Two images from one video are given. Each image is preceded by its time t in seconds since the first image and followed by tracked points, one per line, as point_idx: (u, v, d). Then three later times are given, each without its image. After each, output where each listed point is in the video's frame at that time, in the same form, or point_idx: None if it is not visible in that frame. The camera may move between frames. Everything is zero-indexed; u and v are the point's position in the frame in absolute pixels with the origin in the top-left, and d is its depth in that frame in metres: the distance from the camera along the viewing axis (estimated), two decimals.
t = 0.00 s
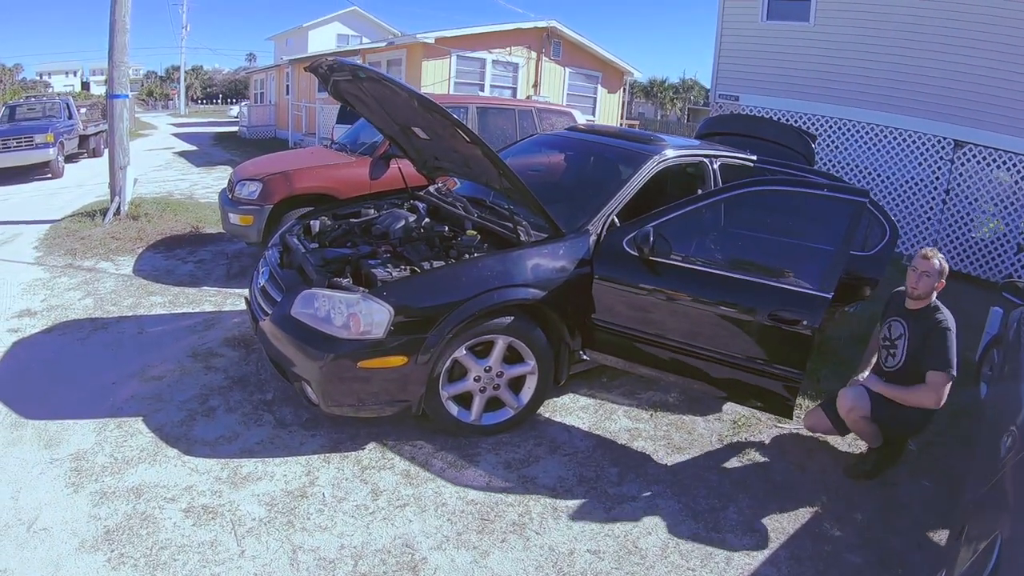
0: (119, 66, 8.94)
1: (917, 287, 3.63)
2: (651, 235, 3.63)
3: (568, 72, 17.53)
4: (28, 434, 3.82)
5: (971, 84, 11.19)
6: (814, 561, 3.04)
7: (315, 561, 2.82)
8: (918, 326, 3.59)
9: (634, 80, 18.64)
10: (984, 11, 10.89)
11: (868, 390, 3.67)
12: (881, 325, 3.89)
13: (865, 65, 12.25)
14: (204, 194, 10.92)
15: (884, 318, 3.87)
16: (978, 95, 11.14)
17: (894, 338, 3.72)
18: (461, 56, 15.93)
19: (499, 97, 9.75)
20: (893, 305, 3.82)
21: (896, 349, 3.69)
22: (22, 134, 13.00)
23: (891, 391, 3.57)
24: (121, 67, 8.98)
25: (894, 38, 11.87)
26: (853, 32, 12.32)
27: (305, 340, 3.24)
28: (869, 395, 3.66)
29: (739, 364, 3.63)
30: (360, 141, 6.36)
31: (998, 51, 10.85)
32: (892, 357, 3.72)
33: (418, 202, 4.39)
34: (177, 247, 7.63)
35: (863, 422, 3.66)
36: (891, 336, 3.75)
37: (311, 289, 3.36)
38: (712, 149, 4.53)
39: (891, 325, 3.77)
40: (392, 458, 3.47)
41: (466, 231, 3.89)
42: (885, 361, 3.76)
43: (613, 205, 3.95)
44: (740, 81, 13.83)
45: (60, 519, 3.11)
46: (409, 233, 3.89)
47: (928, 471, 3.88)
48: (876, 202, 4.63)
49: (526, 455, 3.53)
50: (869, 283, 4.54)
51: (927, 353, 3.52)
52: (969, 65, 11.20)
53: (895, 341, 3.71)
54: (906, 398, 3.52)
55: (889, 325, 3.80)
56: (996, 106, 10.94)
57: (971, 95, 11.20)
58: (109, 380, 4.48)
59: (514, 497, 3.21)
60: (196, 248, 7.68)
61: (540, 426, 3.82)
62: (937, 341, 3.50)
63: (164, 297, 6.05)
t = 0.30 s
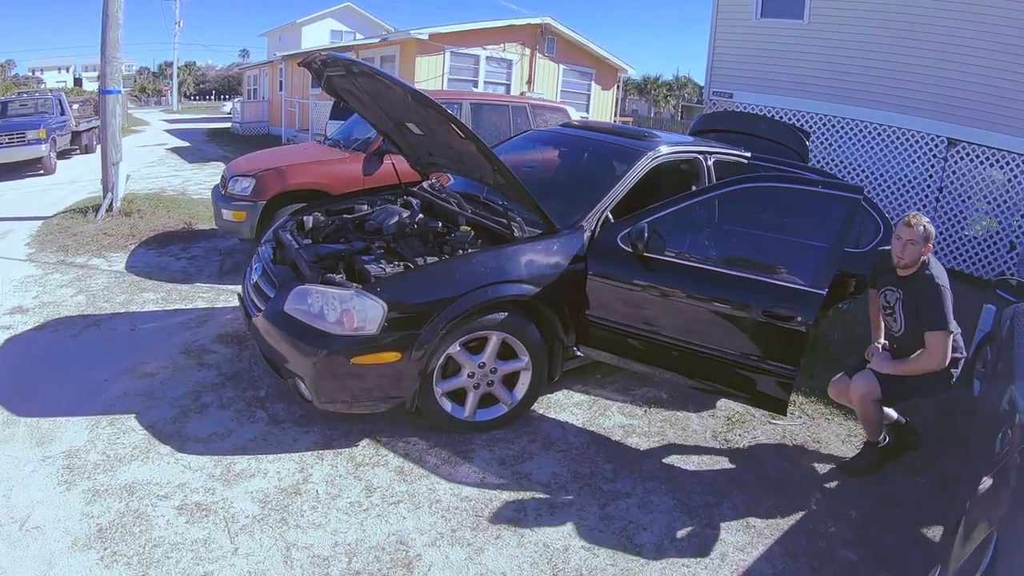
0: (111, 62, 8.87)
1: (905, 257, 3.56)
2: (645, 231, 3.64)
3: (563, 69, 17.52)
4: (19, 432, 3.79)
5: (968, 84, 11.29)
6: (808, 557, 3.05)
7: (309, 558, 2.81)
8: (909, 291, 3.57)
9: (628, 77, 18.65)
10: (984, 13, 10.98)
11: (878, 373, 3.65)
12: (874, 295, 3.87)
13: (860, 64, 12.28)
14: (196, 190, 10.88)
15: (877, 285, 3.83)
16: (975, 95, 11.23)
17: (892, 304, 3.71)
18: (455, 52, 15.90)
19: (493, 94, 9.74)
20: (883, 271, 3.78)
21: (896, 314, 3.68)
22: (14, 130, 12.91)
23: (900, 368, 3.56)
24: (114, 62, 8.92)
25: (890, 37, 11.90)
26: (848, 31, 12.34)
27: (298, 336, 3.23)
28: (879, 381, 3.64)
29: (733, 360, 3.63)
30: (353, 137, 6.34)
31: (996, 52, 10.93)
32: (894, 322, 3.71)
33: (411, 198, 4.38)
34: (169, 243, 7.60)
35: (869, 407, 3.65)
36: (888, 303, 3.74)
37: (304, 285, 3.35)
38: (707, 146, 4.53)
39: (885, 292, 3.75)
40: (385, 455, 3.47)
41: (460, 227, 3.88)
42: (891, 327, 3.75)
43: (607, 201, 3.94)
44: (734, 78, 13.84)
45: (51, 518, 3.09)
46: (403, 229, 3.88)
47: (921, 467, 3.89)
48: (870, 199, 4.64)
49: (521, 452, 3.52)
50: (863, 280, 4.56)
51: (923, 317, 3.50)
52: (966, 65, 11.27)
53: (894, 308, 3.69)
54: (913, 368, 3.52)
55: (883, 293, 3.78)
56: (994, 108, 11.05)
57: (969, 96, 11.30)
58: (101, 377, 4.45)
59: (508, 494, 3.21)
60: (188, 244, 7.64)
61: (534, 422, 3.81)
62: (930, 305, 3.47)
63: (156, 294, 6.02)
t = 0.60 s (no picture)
0: (104, 58, 8.83)
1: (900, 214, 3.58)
2: (639, 234, 3.66)
3: (556, 69, 17.54)
4: (12, 431, 3.79)
5: (959, 89, 11.39)
6: (799, 557, 3.09)
7: (304, 558, 2.83)
8: (907, 254, 3.60)
9: (621, 78, 18.69)
10: (975, 18, 11.08)
11: (884, 366, 3.64)
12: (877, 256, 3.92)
13: (852, 67, 12.36)
14: (188, 188, 10.84)
15: (882, 246, 3.87)
16: (966, 100, 11.34)
17: (895, 265, 3.74)
18: (449, 51, 15.89)
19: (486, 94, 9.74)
20: (888, 232, 3.81)
21: (899, 276, 3.72)
22: (4, 126, 12.83)
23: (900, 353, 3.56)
24: (107, 59, 8.87)
25: (882, 41, 11.99)
26: (840, 34, 12.42)
27: (294, 336, 3.24)
28: (888, 375, 3.63)
29: (725, 362, 3.66)
30: (347, 136, 6.33)
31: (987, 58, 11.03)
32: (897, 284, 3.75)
33: (406, 198, 4.39)
34: (161, 241, 7.57)
35: (876, 405, 3.64)
36: (891, 263, 3.78)
37: (299, 285, 3.35)
38: (700, 148, 4.56)
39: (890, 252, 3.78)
40: (380, 455, 3.48)
41: (454, 228, 3.89)
42: (894, 288, 3.80)
43: (601, 203, 3.97)
44: (727, 79, 13.90)
45: (46, 517, 3.09)
46: (397, 230, 3.89)
47: (910, 469, 3.94)
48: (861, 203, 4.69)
49: (514, 452, 3.55)
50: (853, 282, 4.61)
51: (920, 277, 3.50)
52: (957, 70, 11.37)
53: (897, 269, 3.73)
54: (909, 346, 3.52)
55: (886, 254, 3.82)
56: (986, 113, 11.17)
57: (960, 100, 11.40)
58: (94, 376, 4.44)
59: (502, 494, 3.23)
60: (181, 242, 7.62)
61: (527, 423, 3.83)
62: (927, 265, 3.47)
63: (149, 292, 6.00)
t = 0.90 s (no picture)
0: (113, 57, 8.90)
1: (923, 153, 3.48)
2: (643, 235, 3.70)
3: (561, 72, 17.60)
4: (20, 424, 3.83)
5: (963, 94, 11.44)
6: (799, 556, 3.12)
7: (310, 551, 2.87)
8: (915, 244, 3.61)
9: (625, 81, 18.74)
10: (980, 24, 11.15)
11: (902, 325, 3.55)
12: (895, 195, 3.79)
13: (856, 72, 12.40)
14: (194, 187, 10.89)
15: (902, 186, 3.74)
16: (971, 105, 11.40)
17: (912, 204, 3.63)
18: (454, 53, 15.95)
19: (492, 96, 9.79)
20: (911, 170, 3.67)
21: (915, 217, 3.61)
22: (11, 124, 12.90)
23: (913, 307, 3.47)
24: (115, 58, 8.94)
25: (886, 46, 12.04)
26: (844, 39, 12.47)
27: (301, 333, 3.28)
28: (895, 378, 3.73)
29: (728, 363, 3.70)
30: (354, 137, 6.38)
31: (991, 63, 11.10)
32: (912, 225, 3.65)
33: (412, 198, 4.44)
34: (168, 239, 7.63)
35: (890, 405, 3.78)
36: (908, 204, 3.66)
37: (307, 282, 3.40)
38: (704, 151, 4.61)
39: (909, 191, 3.65)
40: (385, 451, 3.52)
41: (460, 228, 3.94)
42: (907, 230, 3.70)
43: (605, 205, 4.01)
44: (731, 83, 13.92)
45: (54, 509, 3.14)
46: (404, 229, 3.93)
47: (911, 470, 3.97)
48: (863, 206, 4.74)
49: (518, 449, 3.58)
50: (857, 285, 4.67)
51: (941, 220, 3.42)
52: (961, 75, 11.43)
53: (913, 209, 3.62)
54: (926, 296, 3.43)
55: (906, 191, 3.68)
56: (991, 120, 11.21)
57: (964, 105, 11.46)
58: (101, 372, 4.48)
59: (506, 490, 3.26)
60: (187, 240, 7.67)
61: (530, 421, 3.87)
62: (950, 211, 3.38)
63: (156, 290, 6.05)
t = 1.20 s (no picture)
0: (130, 53, 9.01)
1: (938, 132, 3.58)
2: (654, 228, 3.74)
3: (575, 67, 17.58)
4: (42, 412, 3.94)
5: (978, 90, 11.38)
6: (805, 546, 3.16)
7: (326, 534, 2.94)
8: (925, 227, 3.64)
9: (639, 76, 18.70)
10: (994, 18, 11.07)
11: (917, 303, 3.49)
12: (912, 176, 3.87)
13: (870, 68, 12.33)
14: (210, 181, 11.01)
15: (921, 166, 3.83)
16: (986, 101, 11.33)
17: (924, 179, 3.71)
18: (468, 48, 15.99)
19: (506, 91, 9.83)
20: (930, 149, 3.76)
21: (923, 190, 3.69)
22: (30, 119, 13.09)
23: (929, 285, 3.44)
24: (132, 53, 9.05)
25: (901, 40, 11.97)
26: (858, 34, 12.40)
27: (319, 322, 3.35)
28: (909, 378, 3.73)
29: (738, 355, 3.74)
30: (369, 132, 6.45)
31: (1006, 58, 11.02)
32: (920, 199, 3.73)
33: (427, 192, 4.50)
34: (185, 233, 7.74)
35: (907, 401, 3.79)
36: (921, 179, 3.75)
37: (325, 274, 3.47)
38: (716, 146, 4.64)
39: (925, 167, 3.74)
40: (399, 439, 3.59)
41: (474, 222, 4.00)
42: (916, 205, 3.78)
43: (617, 199, 4.05)
44: (745, 78, 13.87)
45: (76, 493, 3.23)
46: (420, 222, 3.99)
47: (920, 464, 3.99)
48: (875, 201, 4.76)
49: (529, 439, 3.64)
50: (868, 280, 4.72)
51: (951, 196, 3.47)
52: (975, 70, 11.37)
53: (924, 183, 3.70)
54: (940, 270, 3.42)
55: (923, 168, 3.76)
56: (1009, 114, 11.12)
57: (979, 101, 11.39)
58: (121, 361, 4.59)
59: (517, 478, 3.32)
60: (204, 233, 7.78)
61: (542, 412, 3.93)
62: (960, 187, 3.43)
63: (174, 282, 6.15)
